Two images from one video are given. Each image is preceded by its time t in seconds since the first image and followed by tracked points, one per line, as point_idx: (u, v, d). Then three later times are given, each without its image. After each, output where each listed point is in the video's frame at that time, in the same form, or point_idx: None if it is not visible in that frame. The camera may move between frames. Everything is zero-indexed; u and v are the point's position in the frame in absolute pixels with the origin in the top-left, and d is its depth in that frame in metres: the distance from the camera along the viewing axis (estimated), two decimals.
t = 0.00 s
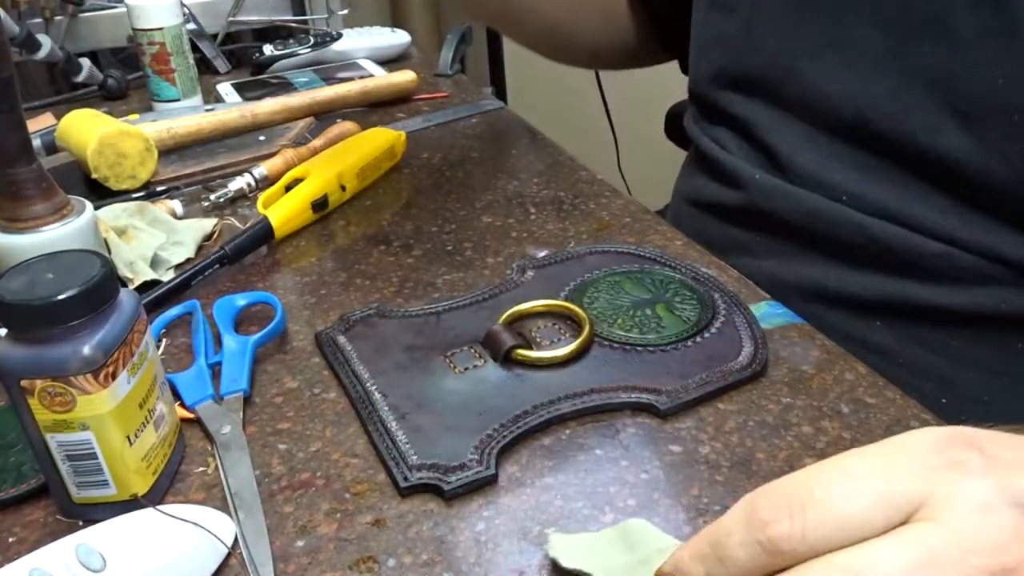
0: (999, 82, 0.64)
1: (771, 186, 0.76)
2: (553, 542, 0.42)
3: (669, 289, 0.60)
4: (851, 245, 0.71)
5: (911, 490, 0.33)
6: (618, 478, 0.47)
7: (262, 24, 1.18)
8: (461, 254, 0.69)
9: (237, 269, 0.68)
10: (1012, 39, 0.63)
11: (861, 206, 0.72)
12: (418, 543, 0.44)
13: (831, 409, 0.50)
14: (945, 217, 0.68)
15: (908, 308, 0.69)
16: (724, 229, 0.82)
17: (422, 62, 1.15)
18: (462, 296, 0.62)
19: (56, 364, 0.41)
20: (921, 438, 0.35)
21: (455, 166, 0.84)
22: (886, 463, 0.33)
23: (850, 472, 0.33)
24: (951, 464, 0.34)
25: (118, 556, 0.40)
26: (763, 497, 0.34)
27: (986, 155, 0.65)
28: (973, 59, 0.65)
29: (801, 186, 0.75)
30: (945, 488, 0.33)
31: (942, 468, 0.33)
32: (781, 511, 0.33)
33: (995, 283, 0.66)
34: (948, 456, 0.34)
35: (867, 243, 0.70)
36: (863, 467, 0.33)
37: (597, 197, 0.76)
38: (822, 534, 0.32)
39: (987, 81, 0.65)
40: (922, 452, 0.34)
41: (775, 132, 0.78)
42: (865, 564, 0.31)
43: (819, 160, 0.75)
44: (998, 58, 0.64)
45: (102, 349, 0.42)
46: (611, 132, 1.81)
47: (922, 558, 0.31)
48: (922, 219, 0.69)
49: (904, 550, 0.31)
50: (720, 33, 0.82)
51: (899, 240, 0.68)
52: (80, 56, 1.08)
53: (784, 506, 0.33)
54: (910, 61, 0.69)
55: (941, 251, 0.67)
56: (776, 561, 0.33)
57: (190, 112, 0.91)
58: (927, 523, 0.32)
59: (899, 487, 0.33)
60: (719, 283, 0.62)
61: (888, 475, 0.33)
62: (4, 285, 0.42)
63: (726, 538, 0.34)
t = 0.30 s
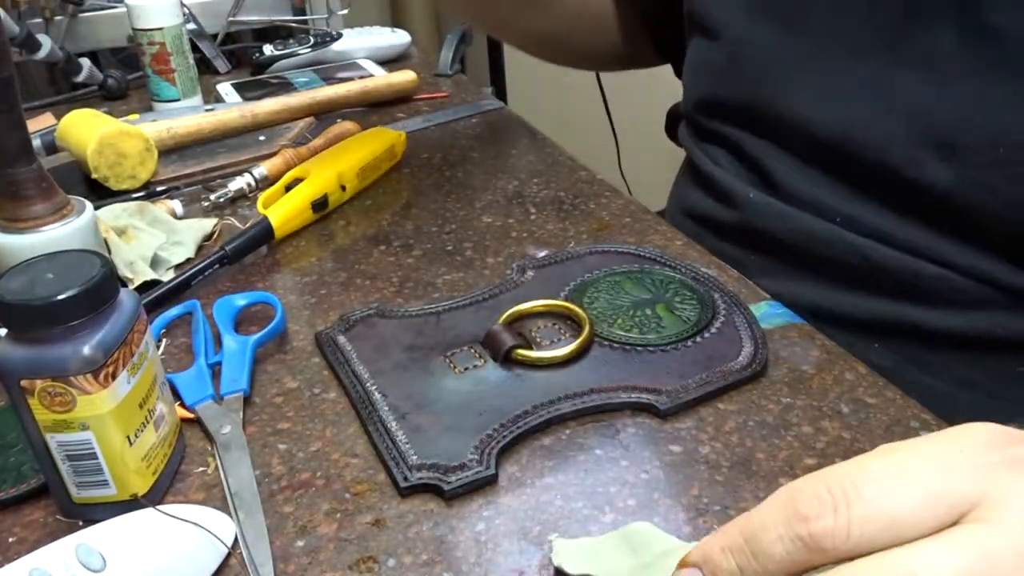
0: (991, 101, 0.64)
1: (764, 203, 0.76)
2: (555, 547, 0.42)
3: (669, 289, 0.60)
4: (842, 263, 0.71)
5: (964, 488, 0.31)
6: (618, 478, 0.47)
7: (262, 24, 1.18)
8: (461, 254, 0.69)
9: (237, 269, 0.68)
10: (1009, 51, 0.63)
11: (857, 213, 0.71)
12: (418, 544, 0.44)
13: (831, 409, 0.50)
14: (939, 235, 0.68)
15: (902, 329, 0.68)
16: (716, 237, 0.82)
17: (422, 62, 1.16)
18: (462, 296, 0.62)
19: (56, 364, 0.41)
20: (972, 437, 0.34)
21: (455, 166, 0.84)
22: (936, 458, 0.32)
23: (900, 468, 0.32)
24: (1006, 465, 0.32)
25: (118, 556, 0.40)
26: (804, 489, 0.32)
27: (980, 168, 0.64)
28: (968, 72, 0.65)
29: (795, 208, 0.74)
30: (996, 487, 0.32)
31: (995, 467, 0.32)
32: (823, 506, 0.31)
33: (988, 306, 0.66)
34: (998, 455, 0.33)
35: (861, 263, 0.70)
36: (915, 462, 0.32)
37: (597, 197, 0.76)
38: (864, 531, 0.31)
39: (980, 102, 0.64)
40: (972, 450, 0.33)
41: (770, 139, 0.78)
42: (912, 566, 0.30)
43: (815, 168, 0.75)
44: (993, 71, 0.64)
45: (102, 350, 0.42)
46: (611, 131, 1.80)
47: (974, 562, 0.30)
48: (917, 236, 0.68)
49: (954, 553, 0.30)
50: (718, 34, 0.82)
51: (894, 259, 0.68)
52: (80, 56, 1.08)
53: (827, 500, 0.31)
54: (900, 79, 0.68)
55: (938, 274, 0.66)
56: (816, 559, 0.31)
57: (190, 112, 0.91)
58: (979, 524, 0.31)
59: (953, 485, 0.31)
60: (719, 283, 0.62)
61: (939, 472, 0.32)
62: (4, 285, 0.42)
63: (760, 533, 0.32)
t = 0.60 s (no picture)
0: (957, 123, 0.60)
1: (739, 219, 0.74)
2: (555, 547, 0.42)
3: (669, 289, 0.60)
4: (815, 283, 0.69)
5: (949, 503, 0.31)
6: (618, 478, 0.47)
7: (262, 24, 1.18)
8: (461, 254, 0.69)
9: (238, 269, 0.68)
10: (973, 67, 0.60)
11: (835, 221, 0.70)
12: (418, 544, 0.44)
13: (831, 409, 0.50)
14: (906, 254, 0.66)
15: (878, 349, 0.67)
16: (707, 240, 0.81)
17: (422, 61, 1.15)
18: (463, 296, 0.62)
19: (56, 364, 0.41)
20: (958, 447, 0.33)
21: (455, 166, 0.84)
22: (921, 471, 0.32)
23: (885, 483, 0.31)
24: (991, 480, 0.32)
25: (118, 556, 0.40)
26: (788, 505, 0.32)
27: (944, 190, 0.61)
28: (932, 87, 0.62)
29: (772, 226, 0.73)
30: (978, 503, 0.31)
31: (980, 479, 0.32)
32: (805, 523, 0.31)
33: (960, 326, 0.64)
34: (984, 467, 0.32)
35: (834, 282, 0.68)
36: (899, 476, 0.31)
37: (597, 197, 0.76)
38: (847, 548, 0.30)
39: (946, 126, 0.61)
40: (958, 464, 0.32)
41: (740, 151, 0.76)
42: None
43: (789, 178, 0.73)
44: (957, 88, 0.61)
45: (102, 350, 0.42)
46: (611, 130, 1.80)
47: None
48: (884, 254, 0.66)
49: (937, 569, 0.29)
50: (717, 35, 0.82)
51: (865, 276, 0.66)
52: (80, 56, 1.08)
53: (809, 518, 0.31)
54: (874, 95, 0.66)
55: (902, 295, 0.65)
56: None
57: (190, 112, 0.91)
58: (964, 539, 0.30)
59: (937, 499, 0.31)
60: (720, 283, 0.62)
61: (924, 486, 0.31)
62: (4, 285, 0.42)
63: (746, 550, 0.32)
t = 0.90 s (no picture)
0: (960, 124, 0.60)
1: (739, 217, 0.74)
2: (555, 547, 0.42)
3: (669, 289, 0.60)
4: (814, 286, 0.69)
5: (951, 496, 0.31)
6: (618, 478, 0.47)
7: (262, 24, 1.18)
8: (461, 254, 0.69)
9: (238, 269, 0.68)
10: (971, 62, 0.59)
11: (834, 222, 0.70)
12: (418, 544, 0.44)
13: (831, 409, 0.50)
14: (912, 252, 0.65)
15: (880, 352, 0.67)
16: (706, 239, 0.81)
17: (422, 61, 1.15)
18: (463, 295, 0.62)
19: (56, 363, 0.41)
20: (964, 441, 0.33)
21: (455, 166, 0.84)
22: (924, 464, 0.32)
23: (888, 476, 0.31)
24: (995, 472, 0.32)
25: (118, 556, 0.40)
26: (791, 496, 0.32)
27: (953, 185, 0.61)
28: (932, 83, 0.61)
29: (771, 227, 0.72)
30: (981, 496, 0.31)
31: (983, 472, 0.32)
32: (808, 514, 0.31)
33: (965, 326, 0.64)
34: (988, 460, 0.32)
35: (833, 284, 0.68)
36: (902, 468, 0.31)
37: (597, 197, 0.76)
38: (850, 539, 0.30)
39: (951, 127, 0.60)
40: (961, 458, 0.32)
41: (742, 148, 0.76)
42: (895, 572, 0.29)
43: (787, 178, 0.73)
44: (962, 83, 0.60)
45: (102, 350, 0.42)
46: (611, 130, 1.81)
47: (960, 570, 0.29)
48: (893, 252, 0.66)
49: (940, 561, 0.29)
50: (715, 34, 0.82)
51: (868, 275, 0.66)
52: (80, 56, 1.08)
53: (812, 509, 0.31)
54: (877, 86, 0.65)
55: (904, 296, 0.65)
56: (804, 566, 0.31)
57: (189, 112, 0.91)
58: (966, 531, 0.30)
59: (941, 492, 0.31)
60: (719, 283, 0.62)
61: (928, 479, 0.31)
62: (4, 285, 0.42)
63: (750, 540, 0.32)
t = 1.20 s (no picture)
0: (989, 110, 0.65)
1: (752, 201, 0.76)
2: (555, 547, 0.42)
3: (669, 288, 0.60)
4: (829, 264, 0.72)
5: (942, 481, 0.31)
6: (618, 478, 0.47)
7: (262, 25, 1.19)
8: (461, 254, 0.69)
9: (238, 269, 0.68)
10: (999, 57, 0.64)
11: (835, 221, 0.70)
12: (418, 544, 0.44)
13: (831, 409, 0.50)
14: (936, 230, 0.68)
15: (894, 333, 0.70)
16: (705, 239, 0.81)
17: (421, 62, 1.15)
18: (463, 295, 0.62)
19: (56, 363, 0.41)
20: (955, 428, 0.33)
21: (455, 166, 0.84)
22: (914, 451, 0.32)
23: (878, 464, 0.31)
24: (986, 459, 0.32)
25: (118, 556, 0.40)
26: (786, 486, 0.32)
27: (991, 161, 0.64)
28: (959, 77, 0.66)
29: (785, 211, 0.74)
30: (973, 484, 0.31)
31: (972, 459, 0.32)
32: (804, 502, 0.31)
33: (982, 306, 0.67)
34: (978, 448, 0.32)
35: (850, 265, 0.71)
36: (893, 457, 0.32)
37: (597, 197, 0.76)
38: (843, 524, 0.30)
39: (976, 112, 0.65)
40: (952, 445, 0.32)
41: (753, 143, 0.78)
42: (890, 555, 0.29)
43: (798, 174, 0.75)
44: (993, 61, 0.65)
45: (102, 349, 0.42)
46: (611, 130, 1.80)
47: (955, 552, 0.29)
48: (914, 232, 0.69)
49: (935, 543, 0.29)
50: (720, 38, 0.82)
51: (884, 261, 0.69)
52: (80, 56, 1.08)
53: (807, 497, 0.31)
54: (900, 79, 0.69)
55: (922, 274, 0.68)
56: (800, 555, 0.31)
57: (189, 111, 0.91)
58: (958, 514, 0.30)
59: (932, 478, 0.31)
60: (719, 283, 0.62)
61: (918, 468, 0.31)
62: (4, 285, 0.42)
63: (747, 530, 0.32)
